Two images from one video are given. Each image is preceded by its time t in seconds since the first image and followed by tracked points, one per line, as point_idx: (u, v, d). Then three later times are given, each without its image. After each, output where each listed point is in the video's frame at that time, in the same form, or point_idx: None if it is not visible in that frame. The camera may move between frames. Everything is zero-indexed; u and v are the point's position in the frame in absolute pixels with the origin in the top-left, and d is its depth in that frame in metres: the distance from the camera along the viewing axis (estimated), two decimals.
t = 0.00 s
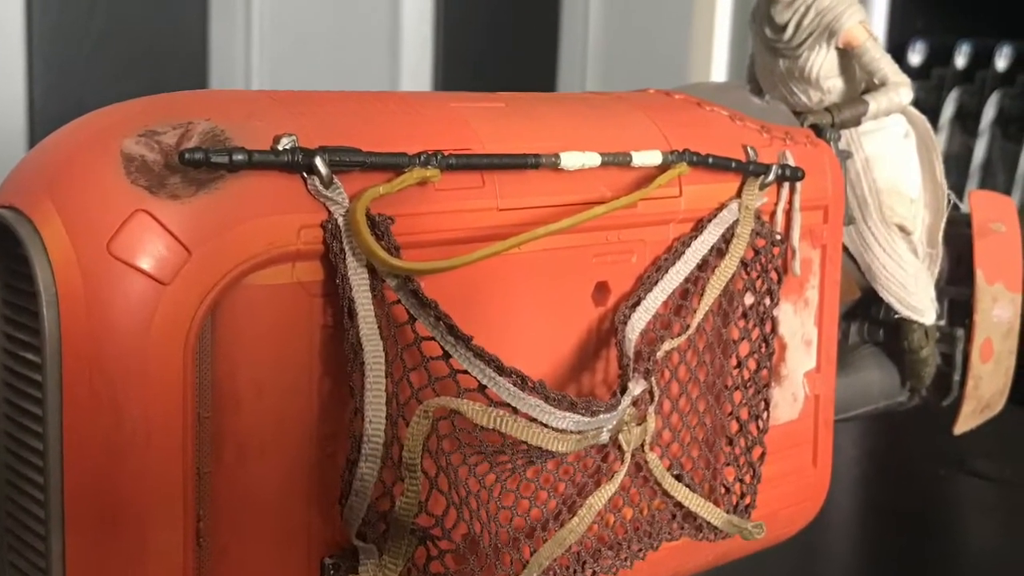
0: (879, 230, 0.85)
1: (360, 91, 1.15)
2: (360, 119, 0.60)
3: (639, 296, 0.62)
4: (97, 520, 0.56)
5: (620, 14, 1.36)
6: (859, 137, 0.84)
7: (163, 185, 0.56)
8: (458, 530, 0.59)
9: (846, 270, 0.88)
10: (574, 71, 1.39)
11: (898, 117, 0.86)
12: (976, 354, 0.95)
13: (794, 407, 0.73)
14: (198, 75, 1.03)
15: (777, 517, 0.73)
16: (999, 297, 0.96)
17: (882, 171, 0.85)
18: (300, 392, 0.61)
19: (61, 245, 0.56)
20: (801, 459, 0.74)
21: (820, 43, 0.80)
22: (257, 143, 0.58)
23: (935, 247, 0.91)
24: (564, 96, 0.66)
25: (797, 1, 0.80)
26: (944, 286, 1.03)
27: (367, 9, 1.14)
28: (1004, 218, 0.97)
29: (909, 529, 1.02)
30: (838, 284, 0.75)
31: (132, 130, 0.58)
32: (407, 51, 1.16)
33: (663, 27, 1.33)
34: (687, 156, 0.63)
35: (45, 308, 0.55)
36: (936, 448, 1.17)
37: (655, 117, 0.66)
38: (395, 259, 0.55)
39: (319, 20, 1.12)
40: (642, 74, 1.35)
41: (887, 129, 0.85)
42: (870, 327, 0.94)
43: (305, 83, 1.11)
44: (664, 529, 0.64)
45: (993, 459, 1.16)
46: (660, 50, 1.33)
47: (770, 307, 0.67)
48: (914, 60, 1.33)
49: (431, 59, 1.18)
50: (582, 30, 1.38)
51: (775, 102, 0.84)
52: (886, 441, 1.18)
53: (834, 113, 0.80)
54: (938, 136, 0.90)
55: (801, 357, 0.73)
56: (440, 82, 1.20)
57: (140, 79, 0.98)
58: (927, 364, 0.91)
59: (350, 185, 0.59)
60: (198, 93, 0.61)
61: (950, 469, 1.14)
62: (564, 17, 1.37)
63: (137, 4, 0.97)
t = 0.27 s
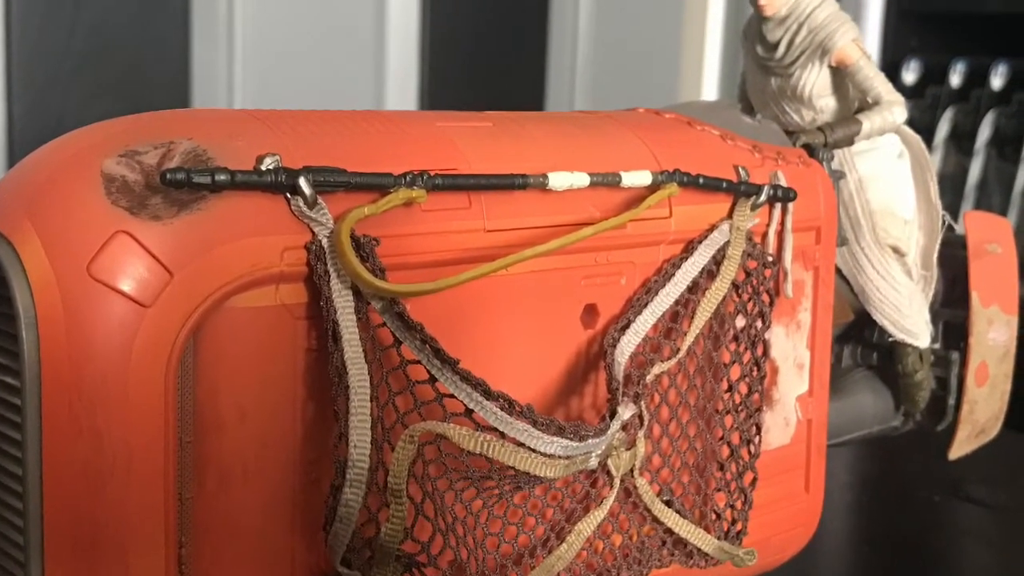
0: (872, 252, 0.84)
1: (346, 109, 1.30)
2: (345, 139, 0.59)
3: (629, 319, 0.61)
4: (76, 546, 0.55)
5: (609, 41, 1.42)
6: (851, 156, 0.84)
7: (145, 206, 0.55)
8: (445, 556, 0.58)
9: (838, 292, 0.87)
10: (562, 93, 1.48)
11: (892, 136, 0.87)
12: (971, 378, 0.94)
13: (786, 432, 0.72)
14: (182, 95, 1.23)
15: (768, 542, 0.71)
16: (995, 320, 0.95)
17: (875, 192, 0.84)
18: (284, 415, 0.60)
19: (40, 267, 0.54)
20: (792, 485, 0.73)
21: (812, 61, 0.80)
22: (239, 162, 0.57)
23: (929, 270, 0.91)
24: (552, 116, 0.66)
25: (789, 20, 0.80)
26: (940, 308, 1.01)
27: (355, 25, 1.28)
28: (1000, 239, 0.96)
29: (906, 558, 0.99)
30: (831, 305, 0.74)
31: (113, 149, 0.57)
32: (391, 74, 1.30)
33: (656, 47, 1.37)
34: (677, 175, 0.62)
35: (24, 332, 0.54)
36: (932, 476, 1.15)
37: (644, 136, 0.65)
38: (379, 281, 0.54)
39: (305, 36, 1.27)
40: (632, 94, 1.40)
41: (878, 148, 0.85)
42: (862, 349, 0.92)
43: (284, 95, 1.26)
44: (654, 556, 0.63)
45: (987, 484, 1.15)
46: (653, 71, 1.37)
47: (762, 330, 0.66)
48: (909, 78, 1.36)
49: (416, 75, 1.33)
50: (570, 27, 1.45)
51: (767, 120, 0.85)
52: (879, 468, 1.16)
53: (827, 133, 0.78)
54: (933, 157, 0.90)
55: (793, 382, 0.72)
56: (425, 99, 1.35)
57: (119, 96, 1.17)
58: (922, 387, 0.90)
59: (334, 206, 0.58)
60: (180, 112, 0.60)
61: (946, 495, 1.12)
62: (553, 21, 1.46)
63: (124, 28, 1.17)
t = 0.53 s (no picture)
0: (866, 273, 0.84)
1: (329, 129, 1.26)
2: (329, 158, 0.58)
3: (618, 341, 0.59)
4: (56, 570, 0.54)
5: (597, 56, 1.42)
6: (845, 175, 0.84)
7: (126, 227, 0.54)
8: None
9: (830, 314, 0.87)
10: (551, 115, 1.48)
11: (887, 156, 0.87)
12: (966, 403, 0.93)
13: (778, 456, 0.71)
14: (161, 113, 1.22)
15: (759, 567, 0.70)
16: (991, 343, 0.93)
17: (869, 214, 0.84)
18: (269, 438, 0.59)
19: (17, 288, 0.53)
20: (785, 511, 0.72)
21: (805, 79, 0.81)
22: (223, 183, 0.56)
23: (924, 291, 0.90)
24: (541, 135, 0.65)
25: (781, 38, 0.80)
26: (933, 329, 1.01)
27: (338, 46, 1.24)
28: (996, 260, 0.95)
29: None
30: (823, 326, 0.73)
31: (94, 169, 0.56)
32: (378, 92, 1.24)
33: (648, 55, 1.35)
34: (668, 196, 0.61)
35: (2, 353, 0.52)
36: (927, 501, 1.14)
37: (635, 155, 0.65)
38: (364, 303, 0.53)
39: (287, 49, 1.23)
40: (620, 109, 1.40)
41: (875, 168, 0.85)
42: (857, 372, 0.93)
43: (266, 119, 1.23)
44: None
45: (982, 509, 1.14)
46: (642, 83, 1.36)
47: (754, 352, 0.65)
48: (903, 97, 1.37)
49: (401, 102, 1.28)
50: (558, 42, 1.45)
51: (759, 138, 0.87)
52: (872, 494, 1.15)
53: (820, 152, 0.76)
54: (927, 175, 0.90)
55: (786, 406, 0.71)
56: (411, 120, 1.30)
57: (99, 114, 1.16)
58: (917, 412, 0.90)
59: (318, 227, 0.57)
60: (163, 131, 0.59)
61: (941, 520, 1.11)
62: (540, 40, 1.46)
63: (101, 41, 1.15)
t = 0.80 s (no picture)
0: (860, 295, 0.83)
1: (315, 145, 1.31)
2: (314, 178, 0.58)
3: (607, 364, 0.59)
4: None
5: (585, 70, 1.36)
6: (839, 197, 0.83)
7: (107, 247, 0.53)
8: None
9: (824, 337, 0.86)
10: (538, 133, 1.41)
11: (881, 173, 0.86)
12: (961, 426, 0.92)
13: (770, 480, 0.70)
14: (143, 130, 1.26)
15: None
16: (985, 366, 0.93)
17: (863, 234, 0.83)
18: (252, 462, 0.58)
19: None
20: (778, 537, 0.71)
21: (797, 97, 0.80)
22: (205, 203, 0.55)
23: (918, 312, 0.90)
24: (529, 154, 0.64)
25: (773, 55, 0.80)
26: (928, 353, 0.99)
27: (325, 66, 1.30)
28: (990, 281, 0.95)
29: None
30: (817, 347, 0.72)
31: (74, 187, 0.55)
32: (362, 111, 1.30)
33: (633, 70, 1.30)
34: (658, 216, 0.60)
35: None
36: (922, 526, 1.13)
37: (625, 174, 0.64)
38: (350, 325, 0.52)
39: (273, 71, 1.28)
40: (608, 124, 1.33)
41: (867, 188, 0.84)
42: (850, 396, 0.91)
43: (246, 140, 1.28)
44: None
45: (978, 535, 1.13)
46: (632, 97, 1.30)
47: (746, 375, 0.64)
48: (897, 115, 1.31)
49: (388, 121, 1.33)
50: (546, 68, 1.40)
51: (751, 157, 0.86)
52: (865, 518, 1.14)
53: (812, 172, 0.77)
54: (921, 195, 0.89)
55: (777, 430, 0.70)
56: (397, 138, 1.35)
57: (80, 132, 1.21)
58: (910, 436, 0.88)
59: (303, 248, 0.56)
60: (146, 149, 0.59)
61: (936, 546, 1.10)
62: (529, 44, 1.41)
63: (80, 63, 1.20)
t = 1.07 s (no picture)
0: (853, 316, 0.83)
1: (301, 165, 1.50)
2: (299, 197, 0.57)
3: (597, 387, 0.58)
4: None
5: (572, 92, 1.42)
6: (833, 216, 0.83)
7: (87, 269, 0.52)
8: None
9: (817, 358, 0.85)
10: (526, 153, 1.47)
11: (875, 195, 0.87)
12: (957, 449, 0.91)
13: (761, 505, 0.69)
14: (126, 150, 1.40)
15: None
16: (981, 389, 0.92)
17: (857, 252, 0.83)
18: (237, 485, 0.57)
19: None
20: (770, 563, 0.70)
21: (790, 115, 0.80)
22: (188, 223, 0.54)
23: (913, 334, 0.89)
24: (518, 173, 0.63)
25: (765, 73, 0.80)
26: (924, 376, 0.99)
27: (310, 91, 1.49)
28: (987, 303, 0.93)
29: None
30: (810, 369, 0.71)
31: (54, 207, 0.54)
32: (346, 134, 1.48)
33: (627, 97, 1.33)
34: (648, 237, 0.59)
35: None
36: (917, 553, 1.11)
37: (614, 193, 0.63)
38: (337, 347, 0.51)
39: (257, 94, 1.45)
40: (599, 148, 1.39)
41: (860, 208, 0.84)
42: (843, 419, 0.89)
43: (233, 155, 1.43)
44: None
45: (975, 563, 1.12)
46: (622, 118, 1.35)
47: (737, 398, 0.63)
48: (891, 134, 1.32)
49: (373, 141, 1.51)
50: (535, 70, 1.45)
51: (744, 177, 0.86)
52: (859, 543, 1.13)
53: (806, 192, 0.76)
54: (915, 214, 0.89)
55: (770, 453, 0.69)
56: (382, 158, 1.52)
57: (64, 148, 1.35)
58: (905, 459, 0.87)
59: (287, 268, 0.55)
60: (128, 169, 0.58)
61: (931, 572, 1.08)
62: (516, 64, 1.47)
63: (70, 83, 1.35)
